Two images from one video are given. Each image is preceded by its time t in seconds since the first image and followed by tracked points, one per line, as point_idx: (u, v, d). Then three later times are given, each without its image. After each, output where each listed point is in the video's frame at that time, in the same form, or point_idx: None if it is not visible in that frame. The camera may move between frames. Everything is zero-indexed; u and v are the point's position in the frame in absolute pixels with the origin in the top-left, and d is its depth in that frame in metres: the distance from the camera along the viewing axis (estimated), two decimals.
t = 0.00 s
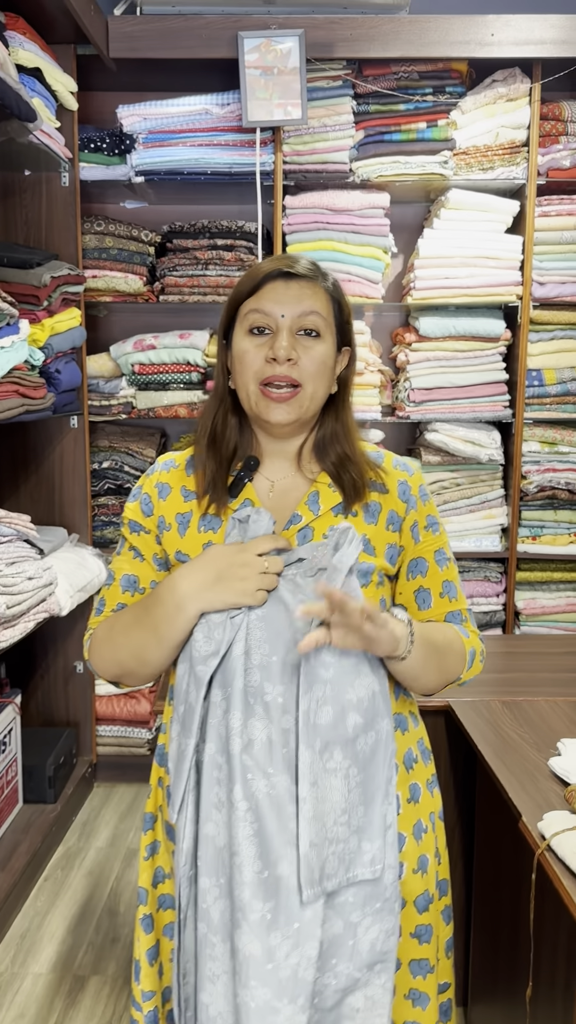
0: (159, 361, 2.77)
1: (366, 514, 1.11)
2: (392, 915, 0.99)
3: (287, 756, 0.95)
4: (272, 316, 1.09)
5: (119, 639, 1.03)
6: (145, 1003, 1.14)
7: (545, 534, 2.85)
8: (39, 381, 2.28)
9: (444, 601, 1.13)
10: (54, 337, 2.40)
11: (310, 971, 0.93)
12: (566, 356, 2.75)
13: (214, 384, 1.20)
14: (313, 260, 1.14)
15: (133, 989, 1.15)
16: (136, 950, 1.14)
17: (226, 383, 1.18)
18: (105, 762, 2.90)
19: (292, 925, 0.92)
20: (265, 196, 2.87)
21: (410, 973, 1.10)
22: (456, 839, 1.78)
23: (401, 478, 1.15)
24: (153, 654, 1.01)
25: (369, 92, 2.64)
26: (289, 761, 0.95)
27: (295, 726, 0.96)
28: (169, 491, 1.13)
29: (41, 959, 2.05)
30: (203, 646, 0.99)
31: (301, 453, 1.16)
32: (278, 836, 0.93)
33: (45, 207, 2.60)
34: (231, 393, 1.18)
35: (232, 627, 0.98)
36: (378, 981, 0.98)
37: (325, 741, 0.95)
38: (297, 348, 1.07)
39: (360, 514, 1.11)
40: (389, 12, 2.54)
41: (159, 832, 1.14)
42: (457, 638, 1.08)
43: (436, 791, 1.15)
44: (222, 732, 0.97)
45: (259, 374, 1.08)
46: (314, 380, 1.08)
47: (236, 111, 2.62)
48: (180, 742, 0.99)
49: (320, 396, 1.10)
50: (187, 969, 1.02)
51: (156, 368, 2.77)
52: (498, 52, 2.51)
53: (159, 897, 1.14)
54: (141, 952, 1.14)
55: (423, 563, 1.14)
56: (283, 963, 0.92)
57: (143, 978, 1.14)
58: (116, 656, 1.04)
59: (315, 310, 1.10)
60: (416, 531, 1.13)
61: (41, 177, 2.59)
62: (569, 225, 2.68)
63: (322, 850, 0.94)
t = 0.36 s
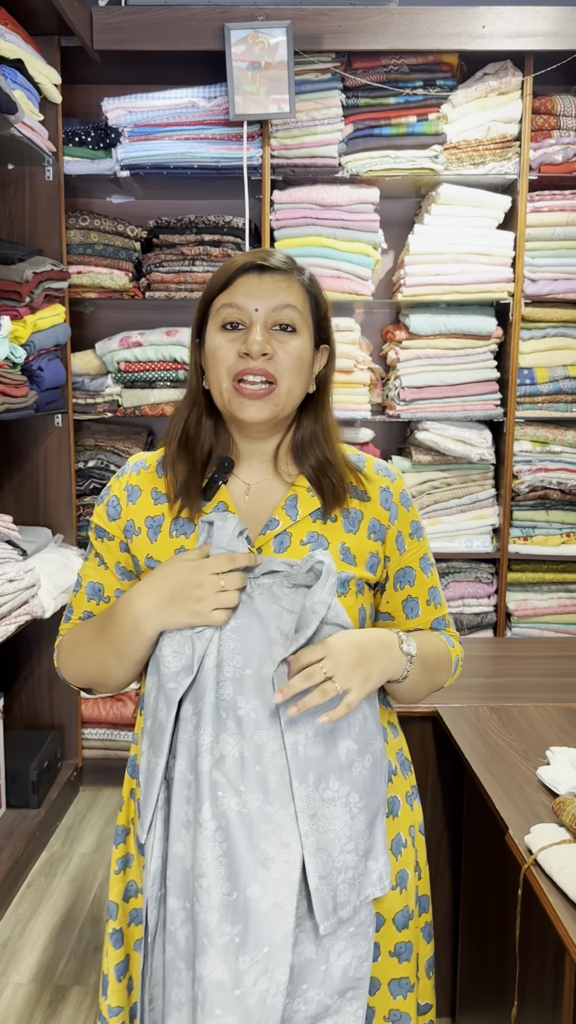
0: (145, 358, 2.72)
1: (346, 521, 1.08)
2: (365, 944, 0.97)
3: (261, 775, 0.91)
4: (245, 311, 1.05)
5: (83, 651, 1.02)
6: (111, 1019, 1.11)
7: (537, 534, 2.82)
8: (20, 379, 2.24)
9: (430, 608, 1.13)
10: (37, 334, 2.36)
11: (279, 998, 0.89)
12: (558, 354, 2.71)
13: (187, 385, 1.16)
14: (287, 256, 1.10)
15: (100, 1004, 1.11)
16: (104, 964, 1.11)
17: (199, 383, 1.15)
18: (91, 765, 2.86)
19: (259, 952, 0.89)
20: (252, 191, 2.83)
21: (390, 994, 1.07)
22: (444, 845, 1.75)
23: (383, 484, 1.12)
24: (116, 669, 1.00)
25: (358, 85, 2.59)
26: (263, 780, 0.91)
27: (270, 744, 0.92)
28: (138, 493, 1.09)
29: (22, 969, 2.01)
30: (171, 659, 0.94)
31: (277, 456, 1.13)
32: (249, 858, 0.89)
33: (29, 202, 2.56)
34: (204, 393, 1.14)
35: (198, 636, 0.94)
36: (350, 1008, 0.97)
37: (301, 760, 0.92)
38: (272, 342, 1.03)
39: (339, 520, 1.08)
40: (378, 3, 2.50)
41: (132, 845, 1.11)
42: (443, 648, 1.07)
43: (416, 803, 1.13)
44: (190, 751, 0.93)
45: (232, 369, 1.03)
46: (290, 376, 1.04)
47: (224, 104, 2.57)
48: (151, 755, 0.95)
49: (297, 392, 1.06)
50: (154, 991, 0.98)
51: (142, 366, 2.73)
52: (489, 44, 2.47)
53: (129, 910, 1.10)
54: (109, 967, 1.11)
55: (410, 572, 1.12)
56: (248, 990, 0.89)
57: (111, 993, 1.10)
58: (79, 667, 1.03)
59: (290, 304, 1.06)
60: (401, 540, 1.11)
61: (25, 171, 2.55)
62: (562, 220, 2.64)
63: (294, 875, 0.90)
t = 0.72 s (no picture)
0: (141, 353, 2.70)
1: (338, 520, 1.08)
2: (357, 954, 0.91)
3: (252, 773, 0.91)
4: (241, 309, 1.04)
5: (66, 649, 1.01)
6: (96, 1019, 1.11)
7: (534, 531, 2.81)
8: (15, 374, 2.22)
9: (424, 605, 1.12)
10: (31, 329, 2.34)
11: (277, 993, 0.88)
12: (556, 350, 2.70)
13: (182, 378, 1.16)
14: (292, 257, 1.09)
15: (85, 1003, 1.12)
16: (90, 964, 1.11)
17: (191, 381, 1.14)
18: (86, 762, 2.85)
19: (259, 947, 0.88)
20: (249, 185, 2.81)
21: (380, 990, 1.06)
22: (441, 844, 1.74)
23: (374, 483, 1.12)
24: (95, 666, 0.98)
25: (356, 78, 2.57)
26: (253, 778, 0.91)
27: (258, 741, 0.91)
28: (126, 491, 1.08)
29: (18, 967, 2.00)
30: (146, 660, 0.95)
31: (265, 457, 1.11)
32: (241, 857, 0.90)
33: (24, 196, 2.54)
34: (195, 390, 1.14)
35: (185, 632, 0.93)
36: (341, 1006, 0.93)
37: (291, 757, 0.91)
38: (264, 345, 1.03)
39: (330, 520, 1.07)
40: None
41: (121, 848, 1.10)
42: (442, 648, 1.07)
43: (408, 800, 1.13)
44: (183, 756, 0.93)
45: (220, 366, 1.02)
46: (279, 381, 1.03)
47: (220, 97, 2.55)
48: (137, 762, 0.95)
49: (285, 397, 1.05)
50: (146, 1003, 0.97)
51: (138, 361, 2.71)
52: (487, 37, 2.45)
53: (117, 914, 1.10)
54: (95, 968, 1.10)
55: (403, 570, 1.12)
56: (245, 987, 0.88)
57: (97, 994, 1.10)
58: (63, 667, 1.02)
59: (288, 310, 1.05)
60: (393, 538, 1.11)
61: (20, 164, 2.53)
62: (560, 215, 2.62)
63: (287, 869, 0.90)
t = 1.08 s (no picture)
0: (141, 347, 2.72)
1: (333, 517, 1.10)
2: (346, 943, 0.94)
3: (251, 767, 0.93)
4: (230, 315, 1.05)
5: (69, 646, 1.04)
6: (103, 1004, 1.13)
7: (531, 524, 2.83)
8: (17, 370, 2.24)
9: (411, 602, 1.13)
10: (33, 324, 2.35)
11: (275, 978, 0.91)
12: (554, 344, 2.72)
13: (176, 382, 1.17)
14: (271, 256, 1.10)
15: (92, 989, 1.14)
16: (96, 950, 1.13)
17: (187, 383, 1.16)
18: (87, 752, 2.88)
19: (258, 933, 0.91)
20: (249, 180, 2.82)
21: (379, 974, 1.09)
22: (439, 835, 1.77)
23: (367, 480, 1.13)
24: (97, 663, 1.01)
25: (355, 73, 2.58)
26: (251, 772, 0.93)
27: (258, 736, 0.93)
28: (127, 491, 1.10)
29: (22, 955, 2.03)
30: (149, 660, 0.97)
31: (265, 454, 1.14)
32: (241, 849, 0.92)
33: (24, 191, 2.54)
34: (192, 393, 1.16)
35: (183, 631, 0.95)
36: (340, 992, 0.97)
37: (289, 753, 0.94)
38: (258, 347, 1.04)
39: (326, 515, 1.09)
40: None
41: (123, 836, 1.13)
42: (423, 662, 1.08)
43: (401, 789, 1.18)
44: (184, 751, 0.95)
45: (219, 374, 1.04)
46: (276, 380, 1.05)
47: (220, 92, 2.56)
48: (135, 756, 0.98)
49: (283, 395, 1.07)
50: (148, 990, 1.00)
51: (138, 356, 2.72)
52: (487, 32, 2.46)
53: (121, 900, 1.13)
54: (101, 953, 1.13)
55: (393, 566, 1.12)
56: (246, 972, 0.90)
57: (104, 978, 1.12)
58: (65, 662, 1.05)
59: (277, 310, 1.07)
60: (385, 537, 1.12)
61: (20, 159, 2.53)
62: (559, 210, 2.63)
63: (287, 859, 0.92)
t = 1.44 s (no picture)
0: (140, 341, 2.73)
1: (330, 507, 1.12)
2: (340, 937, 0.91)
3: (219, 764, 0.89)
4: (228, 318, 1.07)
5: (56, 635, 1.03)
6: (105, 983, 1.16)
7: (529, 517, 2.86)
8: (18, 363, 2.25)
9: (405, 590, 1.16)
10: (33, 318, 2.37)
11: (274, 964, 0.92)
12: (551, 338, 2.73)
13: (175, 378, 1.19)
14: (267, 256, 1.11)
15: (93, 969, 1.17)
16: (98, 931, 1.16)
17: (187, 379, 1.17)
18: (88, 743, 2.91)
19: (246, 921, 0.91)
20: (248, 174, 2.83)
21: (372, 956, 1.12)
22: (437, 824, 1.79)
23: (362, 470, 1.16)
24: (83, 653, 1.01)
25: (354, 68, 2.59)
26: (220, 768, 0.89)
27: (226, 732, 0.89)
28: (131, 483, 1.12)
29: (25, 943, 2.06)
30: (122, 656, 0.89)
31: (264, 447, 1.16)
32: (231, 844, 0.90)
33: (25, 186, 2.55)
34: (191, 389, 1.17)
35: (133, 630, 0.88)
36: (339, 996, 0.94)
37: (258, 745, 0.90)
38: (257, 349, 1.06)
39: (323, 506, 1.12)
40: None
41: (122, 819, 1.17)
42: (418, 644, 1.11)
43: (393, 774, 1.21)
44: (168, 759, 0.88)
45: (218, 377, 1.06)
46: (273, 381, 1.08)
47: (219, 86, 2.57)
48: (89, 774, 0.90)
49: (280, 395, 1.09)
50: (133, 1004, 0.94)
51: (138, 349, 2.73)
52: (485, 27, 2.47)
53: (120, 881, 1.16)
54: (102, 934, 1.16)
55: (384, 554, 1.15)
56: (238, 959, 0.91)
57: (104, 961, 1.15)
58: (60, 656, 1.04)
59: (273, 312, 1.08)
60: (377, 525, 1.15)
61: (20, 154, 2.54)
62: (556, 205, 2.65)
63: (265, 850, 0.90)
